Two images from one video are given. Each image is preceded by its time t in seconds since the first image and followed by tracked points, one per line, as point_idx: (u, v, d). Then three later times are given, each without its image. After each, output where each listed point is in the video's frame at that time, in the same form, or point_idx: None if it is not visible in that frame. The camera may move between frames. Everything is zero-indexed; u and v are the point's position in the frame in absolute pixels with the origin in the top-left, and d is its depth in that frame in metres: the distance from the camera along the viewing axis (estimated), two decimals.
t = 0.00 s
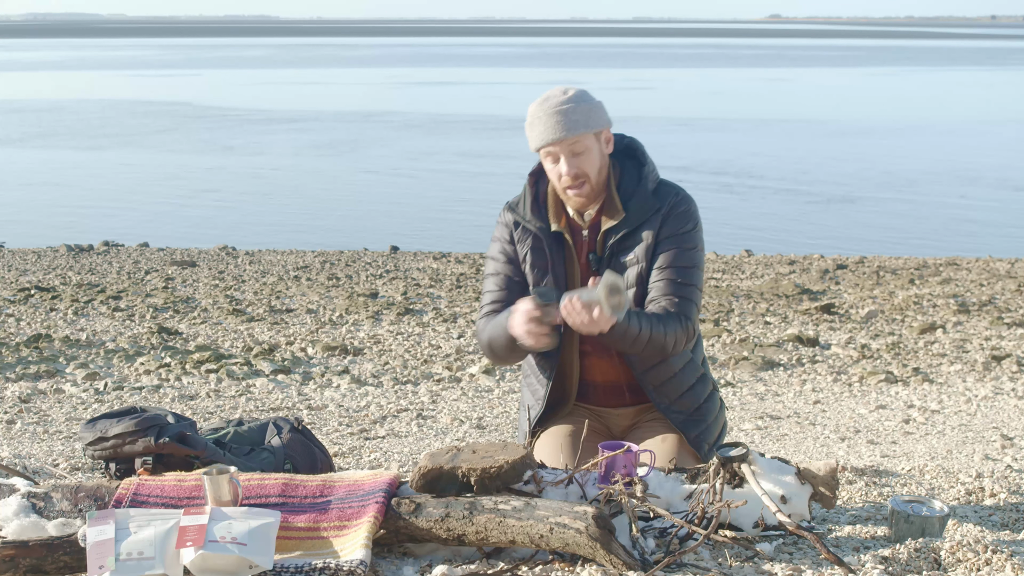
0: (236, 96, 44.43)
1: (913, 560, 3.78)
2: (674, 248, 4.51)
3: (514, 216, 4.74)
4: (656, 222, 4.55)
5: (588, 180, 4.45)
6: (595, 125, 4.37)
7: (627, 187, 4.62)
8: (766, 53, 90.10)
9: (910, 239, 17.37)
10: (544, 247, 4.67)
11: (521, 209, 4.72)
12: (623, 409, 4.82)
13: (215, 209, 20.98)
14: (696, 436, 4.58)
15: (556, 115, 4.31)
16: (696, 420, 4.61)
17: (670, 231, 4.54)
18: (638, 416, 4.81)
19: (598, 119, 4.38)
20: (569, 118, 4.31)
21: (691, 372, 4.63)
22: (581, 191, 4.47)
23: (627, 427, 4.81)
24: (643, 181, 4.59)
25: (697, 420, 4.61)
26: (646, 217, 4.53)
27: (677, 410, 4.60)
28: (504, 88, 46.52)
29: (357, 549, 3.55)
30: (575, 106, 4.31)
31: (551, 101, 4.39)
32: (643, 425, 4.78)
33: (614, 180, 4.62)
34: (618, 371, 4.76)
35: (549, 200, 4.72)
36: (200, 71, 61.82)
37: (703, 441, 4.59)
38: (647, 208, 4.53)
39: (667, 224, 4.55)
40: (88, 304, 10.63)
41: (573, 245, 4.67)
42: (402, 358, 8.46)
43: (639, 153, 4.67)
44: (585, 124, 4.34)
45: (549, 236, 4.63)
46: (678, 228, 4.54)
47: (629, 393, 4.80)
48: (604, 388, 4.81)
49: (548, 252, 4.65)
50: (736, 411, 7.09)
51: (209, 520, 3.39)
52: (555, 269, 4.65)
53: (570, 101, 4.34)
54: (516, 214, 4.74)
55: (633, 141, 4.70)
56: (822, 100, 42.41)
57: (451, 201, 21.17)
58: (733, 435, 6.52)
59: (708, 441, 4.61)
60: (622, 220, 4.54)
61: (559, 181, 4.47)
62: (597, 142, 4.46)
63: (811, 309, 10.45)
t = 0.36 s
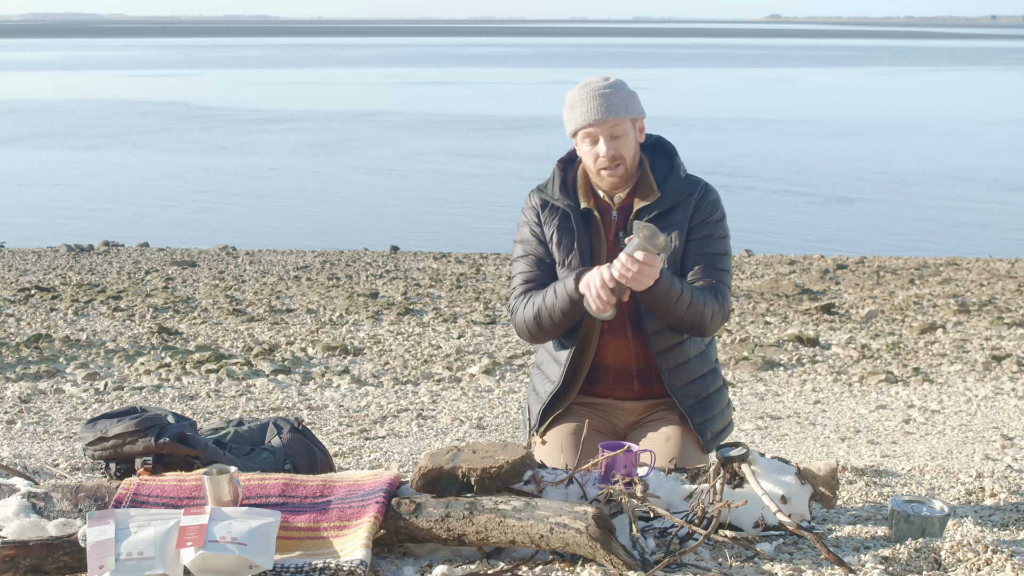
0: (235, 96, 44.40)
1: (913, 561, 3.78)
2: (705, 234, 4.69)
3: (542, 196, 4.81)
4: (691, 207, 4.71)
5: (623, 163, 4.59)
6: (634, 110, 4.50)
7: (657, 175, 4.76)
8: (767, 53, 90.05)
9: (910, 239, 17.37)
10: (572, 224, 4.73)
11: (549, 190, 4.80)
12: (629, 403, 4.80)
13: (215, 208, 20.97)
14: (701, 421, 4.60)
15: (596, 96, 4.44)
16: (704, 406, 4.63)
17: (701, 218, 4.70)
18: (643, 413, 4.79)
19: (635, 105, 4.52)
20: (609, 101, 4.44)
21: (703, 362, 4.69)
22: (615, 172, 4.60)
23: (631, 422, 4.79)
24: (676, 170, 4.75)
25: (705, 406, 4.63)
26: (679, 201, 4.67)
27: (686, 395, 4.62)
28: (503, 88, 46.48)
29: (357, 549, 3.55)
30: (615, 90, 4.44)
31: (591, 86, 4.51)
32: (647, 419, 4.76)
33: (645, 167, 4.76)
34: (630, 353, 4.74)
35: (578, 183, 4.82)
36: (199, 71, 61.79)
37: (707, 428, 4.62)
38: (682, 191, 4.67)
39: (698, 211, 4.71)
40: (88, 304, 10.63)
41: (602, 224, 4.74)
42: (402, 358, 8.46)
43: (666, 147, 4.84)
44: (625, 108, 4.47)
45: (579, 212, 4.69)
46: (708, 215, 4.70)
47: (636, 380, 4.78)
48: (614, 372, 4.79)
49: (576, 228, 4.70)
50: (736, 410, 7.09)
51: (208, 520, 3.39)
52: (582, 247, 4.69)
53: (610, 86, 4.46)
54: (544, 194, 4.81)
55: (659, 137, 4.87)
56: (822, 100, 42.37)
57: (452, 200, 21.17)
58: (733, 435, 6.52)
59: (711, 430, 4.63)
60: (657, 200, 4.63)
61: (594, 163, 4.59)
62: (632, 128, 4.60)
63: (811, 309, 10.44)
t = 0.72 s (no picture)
0: (235, 96, 44.37)
1: (912, 561, 3.78)
2: (716, 230, 4.70)
3: (552, 187, 4.82)
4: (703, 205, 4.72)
5: (635, 157, 4.61)
6: (647, 107, 4.55)
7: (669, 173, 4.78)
8: (768, 53, 90.01)
9: (910, 240, 17.37)
10: (581, 216, 4.72)
11: (559, 183, 4.80)
12: (631, 402, 4.78)
13: (215, 208, 20.97)
14: (702, 416, 4.60)
15: (610, 89, 4.49)
16: (707, 402, 4.63)
17: (711, 215, 4.71)
18: (645, 412, 4.78)
19: (648, 102, 4.57)
20: (623, 95, 4.48)
21: (708, 358, 4.70)
22: (627, 166, 4.61)
23: (632, 422, 4.78)
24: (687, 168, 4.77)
25: (707, 402, 4.64)
26: (691, 197, 4.68)
27: (690, 389, 4.62)
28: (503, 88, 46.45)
29: (357, 549, 3.55)
30: (629, 86, 4.48)
31: (605, 81, 4.56)
32: (649, 417, 4.75)
33: (656, 163, 4.78)
34: (633, 347, 4.73)
35: (589, 178, 4.82)
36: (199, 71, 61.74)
37: (707, 423, 4.62)
38: (694, 188, 4.68)
39: (708, 210, 4.73)
40: (88, 304, 10.63)
41: (611, 217, 4.73)
42: (402, 358, 8.46)
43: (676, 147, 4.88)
44: (638, 103, 4.52)
45: (589, 205, 4.69)
46: (718, 213, 4.72)
47: (638, 375, 4.77)
48: (616, 365, 4.78)
49: (584, 219, 4.69)
50: (736, 410, 7.10)
51: (208, 520, 3.39)
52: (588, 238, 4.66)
53: (624, 81, 4.51)
54: (554, 187, 4.82)
55: (670, 140, 4.89)
56: (822, 100, 42.35)
57: (452, 200, 21.17)
58: (733, 435, 6.52)
59: (712, 426, 4.64)
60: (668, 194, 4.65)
61: (606, 156, 4.61)
62: (645, 125, 4.64)
63: (811, 309, 10.44)
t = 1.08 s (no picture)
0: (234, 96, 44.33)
1: (913, 560, 3.78)
2: (715, 232, 4.70)
3: (551, 188, 4.83)
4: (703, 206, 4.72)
5: (633, 158, 4.61)
6: (646, 108, 4.55)
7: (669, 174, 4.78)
8: (768, 53, 89.95)
9: (910, 240, 17.37)
10: (579, 216, 4.73)
11: (558, 183, 4.81)
12: (629, 402, 4.78)
13: (216, 208, 20.96)
14: (701, 417, 4.60)
15: (609, 90, 4.49)
16: (705, 403, 4.63)
17: (711, 217, 4.71)
18: (644, 412, 4.78)
19: (647, 104, 4.56)
20: (622, 96, 4.49)
21: (706, 359, 4.70)
22: (625, 167, 4.61)
23: (631, 422, 4.78)
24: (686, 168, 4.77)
25: (705, 403, 4.64)
26: (691, 198, 4.68)
27: (688, 390, 4.62)
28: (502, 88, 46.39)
29: (357, 549, 3.55)
30: (628, 86, 4.48)
31: (605, 81, 4.56)
32: (648, 417, 4.75)
33: (655, 165, 4.78)
34: (631, 347, 4.73)
35: (588, 178, 4.83)
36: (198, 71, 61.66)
37: (704, 425, 4.62)
38: (693, 189, 4.68)
39: (708, 211, 4.72)
40: (89, 304, 10.64)
41: (610, 218, 4.74)
42: (402, 358, 8.46)
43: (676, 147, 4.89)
44: (637, 104, 4.51)
45: (587, 205, 4.70)
46: (718, 215, 4.72)
47: (636, 375, 4.77)
48: (614, 365, 4.78)
49: (582, 220, 4.69)
50: (736, 410, 7.10)
51: (208, 520, 3.39)
52: (586, 239, 4.67)
53: (624, 82, 4.51)
54: (553, 187, 4.83)
55: (670, 141, 4.88)
56: (822, 100, 42.31)
57: (453, 200, 21.18)
58: (733, 435, 6.52)
59: (709, 427, 4.64)
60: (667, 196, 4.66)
61: (604, 156, 4.61)
62: (644, 126, 4.64)
63: (811, 309, 10.44)
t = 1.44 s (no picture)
0: (234, 96, 44.32)
1: (913, 560, 3.78)
2: (710, 232, 4.69)
3: (544, 192, 4.83)
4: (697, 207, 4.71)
5: (625, 161, 4.60)
6: (637, 110, 4.54)
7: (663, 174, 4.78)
8: (768, 53, 89.95)
9: (910, 240, 17.37)
10: (573, 221, 4.73)
11: (552, 187, 4.81)
12: (628, 403, 4.79)
13: (217, 208, 20.96)
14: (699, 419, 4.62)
15: (602, 92, 4.48)
16: (704, 405, 4.65)
17: (705, 217, 4.71)
18: (643, 413, 4.78)
19: (639, 105, 4.55)
20: (615, 98, 4.48)
21: (704, 361, 4.71)
22: (617, 169, 4.61)
23: (631, 422, 4.78)
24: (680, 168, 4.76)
25: (704, 405, 4.65)
26: (685, 199, 4.68)
27: (687, 393, 4.63)
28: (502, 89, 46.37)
29: (357, 549, 3.55)
30: (620, 88, 4.47)
31: (597, 83, 4.56)
32: (647, 419, 4.75)
33: (650, 165, 4.78)
34: (629, 350, 4.74)
35: (581, 181, 4.83)
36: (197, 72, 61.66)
37: (704, 428, 4.63)
38: (687, 190, 4.68)
39: (702, 211, 4.71)
40: (89, 304, 10.64)
41: (604, 220, 4.74)
42: (402, 358, 8.46)
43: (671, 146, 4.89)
44: (628, 106, 4.50)
45: (581, 209, 4.71)
46: (712, 215, 4.71)
47: (633, 378, 4.78)
48: (613, 369, 4.79)
49: (576, 224, 4.70)
50: (736, 410, 7.10)
51: (209, 520, 3.39)
52: (581, 243, 4.68)
53: (616, 83, 4.50)
54: (546, 191, 4.83)
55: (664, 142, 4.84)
56: (822, 99, 42.28)
57: (453, 199, 21.18)
58: (733, 435, 6.53)
59: (709, 429, 4.65)
60: (662, 197, 4.66)
61: (596, 159, 4.61)
62: (636, 127, 4.62)
63: (812, 309, 10.44)
